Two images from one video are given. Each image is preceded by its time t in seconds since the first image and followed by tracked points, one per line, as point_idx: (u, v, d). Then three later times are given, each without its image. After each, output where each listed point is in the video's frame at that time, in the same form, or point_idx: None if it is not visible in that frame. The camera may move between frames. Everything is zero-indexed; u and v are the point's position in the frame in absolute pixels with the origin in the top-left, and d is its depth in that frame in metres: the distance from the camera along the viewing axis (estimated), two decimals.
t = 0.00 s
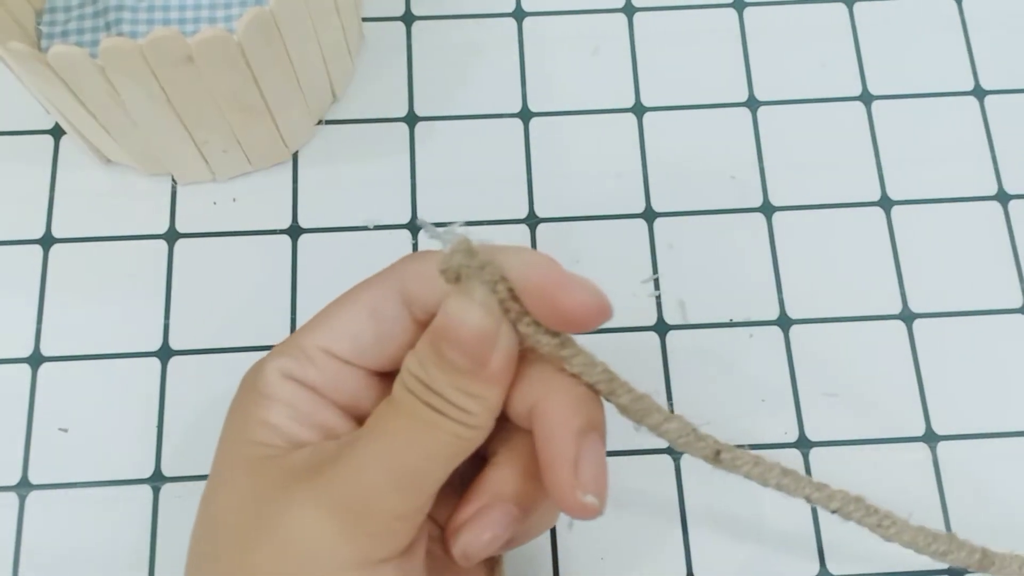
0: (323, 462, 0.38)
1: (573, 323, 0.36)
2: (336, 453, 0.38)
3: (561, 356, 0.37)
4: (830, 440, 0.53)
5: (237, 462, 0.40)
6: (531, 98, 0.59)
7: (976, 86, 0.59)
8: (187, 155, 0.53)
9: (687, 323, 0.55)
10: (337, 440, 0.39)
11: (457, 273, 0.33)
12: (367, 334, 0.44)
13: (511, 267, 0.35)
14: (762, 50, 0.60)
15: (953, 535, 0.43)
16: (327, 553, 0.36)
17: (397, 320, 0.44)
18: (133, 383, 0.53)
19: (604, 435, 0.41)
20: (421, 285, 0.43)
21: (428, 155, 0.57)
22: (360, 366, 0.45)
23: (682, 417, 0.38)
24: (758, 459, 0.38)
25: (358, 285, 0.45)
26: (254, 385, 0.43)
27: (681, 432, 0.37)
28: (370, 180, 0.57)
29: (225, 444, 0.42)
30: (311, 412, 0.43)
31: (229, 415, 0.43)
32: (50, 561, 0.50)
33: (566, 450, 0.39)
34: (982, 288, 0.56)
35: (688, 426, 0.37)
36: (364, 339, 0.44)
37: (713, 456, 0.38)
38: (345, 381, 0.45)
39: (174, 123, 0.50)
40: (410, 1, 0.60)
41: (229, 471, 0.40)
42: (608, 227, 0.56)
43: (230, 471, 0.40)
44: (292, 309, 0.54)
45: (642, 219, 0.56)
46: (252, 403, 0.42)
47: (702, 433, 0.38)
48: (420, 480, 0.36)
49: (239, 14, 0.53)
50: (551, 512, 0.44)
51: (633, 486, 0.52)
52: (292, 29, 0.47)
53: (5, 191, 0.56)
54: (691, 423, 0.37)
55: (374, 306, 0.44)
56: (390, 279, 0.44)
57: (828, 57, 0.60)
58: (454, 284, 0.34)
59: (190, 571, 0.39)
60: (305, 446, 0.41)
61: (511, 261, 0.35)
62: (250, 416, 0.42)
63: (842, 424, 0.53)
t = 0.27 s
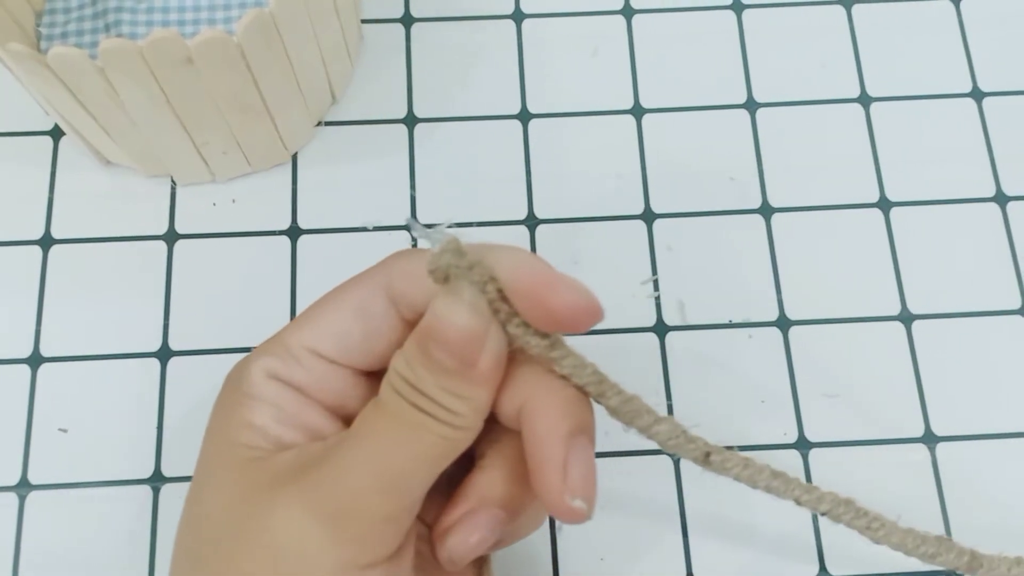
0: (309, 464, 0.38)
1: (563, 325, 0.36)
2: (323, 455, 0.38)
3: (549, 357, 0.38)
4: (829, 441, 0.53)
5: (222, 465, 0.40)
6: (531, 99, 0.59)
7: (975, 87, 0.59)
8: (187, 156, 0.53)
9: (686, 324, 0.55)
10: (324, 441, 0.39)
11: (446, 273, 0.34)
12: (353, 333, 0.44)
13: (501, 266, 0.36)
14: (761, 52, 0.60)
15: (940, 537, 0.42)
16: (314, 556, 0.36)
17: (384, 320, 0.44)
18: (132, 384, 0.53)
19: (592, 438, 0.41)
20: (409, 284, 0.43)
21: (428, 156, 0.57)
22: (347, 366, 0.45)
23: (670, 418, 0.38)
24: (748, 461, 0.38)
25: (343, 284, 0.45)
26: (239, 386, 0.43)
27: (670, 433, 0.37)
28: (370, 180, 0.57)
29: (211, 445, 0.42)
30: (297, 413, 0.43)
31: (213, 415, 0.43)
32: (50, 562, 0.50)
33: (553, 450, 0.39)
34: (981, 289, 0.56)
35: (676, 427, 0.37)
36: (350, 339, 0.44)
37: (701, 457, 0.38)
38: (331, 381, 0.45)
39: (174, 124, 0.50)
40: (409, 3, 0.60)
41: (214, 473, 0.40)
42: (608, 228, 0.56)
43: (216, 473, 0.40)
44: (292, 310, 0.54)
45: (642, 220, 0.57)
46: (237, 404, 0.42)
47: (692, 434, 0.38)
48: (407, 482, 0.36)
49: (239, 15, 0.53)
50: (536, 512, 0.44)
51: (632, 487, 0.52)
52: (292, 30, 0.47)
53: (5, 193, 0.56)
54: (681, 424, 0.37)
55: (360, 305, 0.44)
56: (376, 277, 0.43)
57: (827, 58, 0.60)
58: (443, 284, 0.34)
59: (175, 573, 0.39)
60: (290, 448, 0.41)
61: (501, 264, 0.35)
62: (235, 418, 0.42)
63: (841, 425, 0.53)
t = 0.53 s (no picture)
0: (302, 467, 0.38)
1: (560, 328, 0.36)
2: (316, 458, 0.38)
3: (546, 359, 0.37)
4: (829, 441, 0.53)
5: (214, 467, 0.40)
6: (531, 98, 0.59)
7: (975, 87, 0.59)
8: (187, 154, 0.53)
9: (687, 323, 0.55)
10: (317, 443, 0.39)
11: (445, 276, 0.33)
12: (346, 333, 0.44)
13: (498, 268, 0.35)
14: (762, 51, 0.60)
15: (930, 535, 0.42)
16: (307, 560, 0.36)
17: (378, 319, 0.44)
18: (132, 383, 0.53)
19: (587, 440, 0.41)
20: (404, 283, 0.43)
21: (428, 155, 0.57)
22: (339, 364, 0.45)
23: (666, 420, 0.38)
24: (742, 462, 0.38)
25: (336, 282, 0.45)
26: (231, 386, 0.43)
27: (666, 435, 0.37)
28: (371, 179, 0.57)
29: (201, 446, 0.41)
30: (289, 413, 0.43)
31: (203, 414, 0.43)
32: (49, 560, 0.50)
33: (548, 453, 0.39)
34: (982, 288, 0.56)
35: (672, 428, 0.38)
36: (343, 338, 0.44)
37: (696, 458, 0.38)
38: (323, 381, 0.45)
39: (174, 122, 0.50)
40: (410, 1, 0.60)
41: (206, 475, 0.40)
42: (609, 227, 0.56)
43: (206, 475, 0.40)
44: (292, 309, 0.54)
45: (642, 219, 0.56)
46: (228, 405, 0.42)
47: (688, 436, 0.38)
48: (401, 486, 0.36)
49: (239, 13, 0.53)
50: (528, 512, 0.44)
51: (632, 487, 0.52)
52: (292, 28, 0.47)
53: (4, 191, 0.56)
54: (676, 426, 0.38)
55: (354, 304, 0.44)
56: (371, 276, 0.43)
57: (828, 57, 0.60)
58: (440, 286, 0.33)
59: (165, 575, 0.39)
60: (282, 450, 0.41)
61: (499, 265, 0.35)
62: (227, 418, 0.42)
63: (842, 425, 0.53)
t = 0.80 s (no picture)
0: (310, 468, 0.38)
1: (569, 330, 0.36)
2: (324, 459, 0.38)
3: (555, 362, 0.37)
4: (830, 440, 0.53)
5: (222, 467, 0.40)
6: (531, 97, 0.59)
7: (976, 86, 0.59)
8: (187, 154, 0.53)
9: (687, 323, 0.55)
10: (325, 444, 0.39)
11: (454, 278, 0.33)
12: (354, 334, 0.44)
13: (507, 271, 0.35)
14: (762, 50, 0.60)
15: (937, 538, 0.42)
16: (314, 563, 0.36)
17: (385, 321, 0.44)
18: (132, 382, 0.53)
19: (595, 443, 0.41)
20: (412, 285, 0.43)
21: (428, 154, 0.57)
22: (347, 365, 0.45)
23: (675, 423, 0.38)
24: (750, 466, 0.38)
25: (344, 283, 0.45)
26: (240, 385, 0.43)
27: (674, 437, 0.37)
28: (371, 179, 0.57)
29: (209, 447, 0.42)
30: (296, 414, 0.43)
31: (211, 414, 0.43)
32: (50, 560, 0.50)
33: (557, 454, 0.39)
34: (983, 288, 0.56)
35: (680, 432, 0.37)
36: (351, 340, 0.44)
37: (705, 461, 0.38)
38: (331, 382, 0.45)
39: (174, 122, 0.50)
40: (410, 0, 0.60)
41: (213, 475, 0.40)
42: (609, 226, 0.56)
43: (214, 476, 0.40)
44: (292, 308, 0.54)
45: (642, 219, 0.56)
46: (237, 404, 0.42)
47: (696, 439, 0.38)
48: (408, 489, 0.35)
49: (239, 13, 0.53)
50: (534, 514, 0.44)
51: (632, 486, 0.52)
52: (292, 28, 0.47)
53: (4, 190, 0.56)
54: (685, 429, 0.37)
55: (362, 306, 0.43)
56: (380, 278, 0.43)
57: (828, 56, 0.60)
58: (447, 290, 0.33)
59: None
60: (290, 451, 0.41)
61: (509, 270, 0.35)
62: (235, 419, 0.42)
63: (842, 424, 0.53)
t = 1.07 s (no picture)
0: (271, 451, 0.38)
1: (519, 303, 0.37)
2: (283, 440, 0.38)
3: (508, 336, 0.36)
4: (829, 441, 0.53)
5: (183, 453, 0.40)
6: (531, 98, 0.59)
7: (976, 86, 0.59)
8: (186, 155, 0.53)
9: (686, 324, 0.55)
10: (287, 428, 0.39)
11: (401, 254, 0.34)
12: (310, 319, 0.44)
13: (456, 249, 0.36)
14: (762, 51, 0.60)
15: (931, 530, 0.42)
16: (275, 544, 0.35)
17: (341, 304, 0.44)
18: (132, 384, 0.53)
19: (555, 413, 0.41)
20: (366, 268, 0.43)
21: (428, 155, 0.57)
22: (309, 351, 0.45)
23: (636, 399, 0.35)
24: (712, 443, 0.36)
25: (298, 271, 0.45)
26: (199, 373, 0.43)
27: (637, 412, 0.35)
28: (371, 180, 0.57)
29: (173, 438, 0.41)
30: (259, 400, 0.43)
31: (175, 405, 0.43)
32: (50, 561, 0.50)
33: (517, 426, 0.39)
34: (982, 288, 0.56)
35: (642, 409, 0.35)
36: (308, 326, 0.44)
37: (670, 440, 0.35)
38: (289, 369, 0.45)
39: (173, 123, 0.50)
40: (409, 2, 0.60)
41: (176, 463, 0.40)
42: (609, 227, 0.56)
43: (175, 465, 0.40)
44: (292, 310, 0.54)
45: (642, 219, 0.56)
46: (196, 392, 0.42)
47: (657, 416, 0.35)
48: (366, 466, 0.35)
49: (239, 14, 0.53)
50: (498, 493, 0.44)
51: (632, 487, 0.52)
52: (292, 29, 0.47)
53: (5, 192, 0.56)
54: (646, 405, 0.35)
55: (320, 291, 0.44)
56: (331, 261, 0.44)
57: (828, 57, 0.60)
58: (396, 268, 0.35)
59: (142, 572, 0.38)
60: (249, 435, 0.41)
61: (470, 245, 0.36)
62: (200, 407, 0.42)
63: (842, 424, 0.53)
